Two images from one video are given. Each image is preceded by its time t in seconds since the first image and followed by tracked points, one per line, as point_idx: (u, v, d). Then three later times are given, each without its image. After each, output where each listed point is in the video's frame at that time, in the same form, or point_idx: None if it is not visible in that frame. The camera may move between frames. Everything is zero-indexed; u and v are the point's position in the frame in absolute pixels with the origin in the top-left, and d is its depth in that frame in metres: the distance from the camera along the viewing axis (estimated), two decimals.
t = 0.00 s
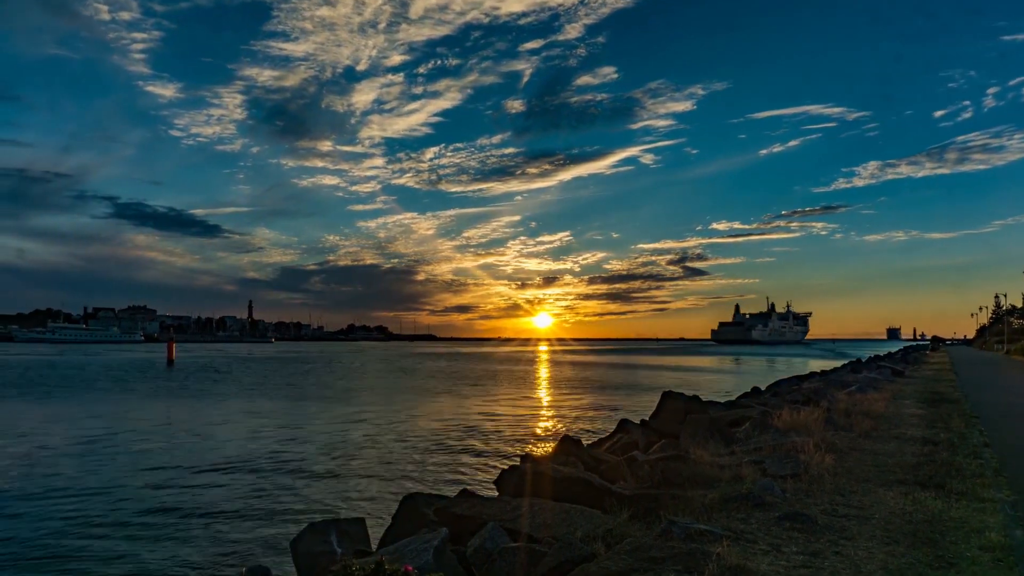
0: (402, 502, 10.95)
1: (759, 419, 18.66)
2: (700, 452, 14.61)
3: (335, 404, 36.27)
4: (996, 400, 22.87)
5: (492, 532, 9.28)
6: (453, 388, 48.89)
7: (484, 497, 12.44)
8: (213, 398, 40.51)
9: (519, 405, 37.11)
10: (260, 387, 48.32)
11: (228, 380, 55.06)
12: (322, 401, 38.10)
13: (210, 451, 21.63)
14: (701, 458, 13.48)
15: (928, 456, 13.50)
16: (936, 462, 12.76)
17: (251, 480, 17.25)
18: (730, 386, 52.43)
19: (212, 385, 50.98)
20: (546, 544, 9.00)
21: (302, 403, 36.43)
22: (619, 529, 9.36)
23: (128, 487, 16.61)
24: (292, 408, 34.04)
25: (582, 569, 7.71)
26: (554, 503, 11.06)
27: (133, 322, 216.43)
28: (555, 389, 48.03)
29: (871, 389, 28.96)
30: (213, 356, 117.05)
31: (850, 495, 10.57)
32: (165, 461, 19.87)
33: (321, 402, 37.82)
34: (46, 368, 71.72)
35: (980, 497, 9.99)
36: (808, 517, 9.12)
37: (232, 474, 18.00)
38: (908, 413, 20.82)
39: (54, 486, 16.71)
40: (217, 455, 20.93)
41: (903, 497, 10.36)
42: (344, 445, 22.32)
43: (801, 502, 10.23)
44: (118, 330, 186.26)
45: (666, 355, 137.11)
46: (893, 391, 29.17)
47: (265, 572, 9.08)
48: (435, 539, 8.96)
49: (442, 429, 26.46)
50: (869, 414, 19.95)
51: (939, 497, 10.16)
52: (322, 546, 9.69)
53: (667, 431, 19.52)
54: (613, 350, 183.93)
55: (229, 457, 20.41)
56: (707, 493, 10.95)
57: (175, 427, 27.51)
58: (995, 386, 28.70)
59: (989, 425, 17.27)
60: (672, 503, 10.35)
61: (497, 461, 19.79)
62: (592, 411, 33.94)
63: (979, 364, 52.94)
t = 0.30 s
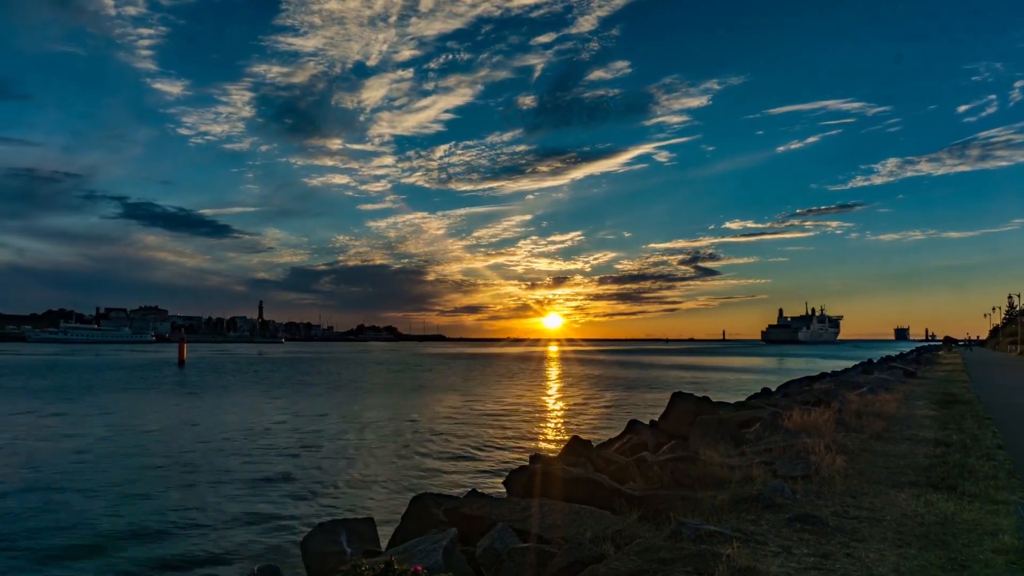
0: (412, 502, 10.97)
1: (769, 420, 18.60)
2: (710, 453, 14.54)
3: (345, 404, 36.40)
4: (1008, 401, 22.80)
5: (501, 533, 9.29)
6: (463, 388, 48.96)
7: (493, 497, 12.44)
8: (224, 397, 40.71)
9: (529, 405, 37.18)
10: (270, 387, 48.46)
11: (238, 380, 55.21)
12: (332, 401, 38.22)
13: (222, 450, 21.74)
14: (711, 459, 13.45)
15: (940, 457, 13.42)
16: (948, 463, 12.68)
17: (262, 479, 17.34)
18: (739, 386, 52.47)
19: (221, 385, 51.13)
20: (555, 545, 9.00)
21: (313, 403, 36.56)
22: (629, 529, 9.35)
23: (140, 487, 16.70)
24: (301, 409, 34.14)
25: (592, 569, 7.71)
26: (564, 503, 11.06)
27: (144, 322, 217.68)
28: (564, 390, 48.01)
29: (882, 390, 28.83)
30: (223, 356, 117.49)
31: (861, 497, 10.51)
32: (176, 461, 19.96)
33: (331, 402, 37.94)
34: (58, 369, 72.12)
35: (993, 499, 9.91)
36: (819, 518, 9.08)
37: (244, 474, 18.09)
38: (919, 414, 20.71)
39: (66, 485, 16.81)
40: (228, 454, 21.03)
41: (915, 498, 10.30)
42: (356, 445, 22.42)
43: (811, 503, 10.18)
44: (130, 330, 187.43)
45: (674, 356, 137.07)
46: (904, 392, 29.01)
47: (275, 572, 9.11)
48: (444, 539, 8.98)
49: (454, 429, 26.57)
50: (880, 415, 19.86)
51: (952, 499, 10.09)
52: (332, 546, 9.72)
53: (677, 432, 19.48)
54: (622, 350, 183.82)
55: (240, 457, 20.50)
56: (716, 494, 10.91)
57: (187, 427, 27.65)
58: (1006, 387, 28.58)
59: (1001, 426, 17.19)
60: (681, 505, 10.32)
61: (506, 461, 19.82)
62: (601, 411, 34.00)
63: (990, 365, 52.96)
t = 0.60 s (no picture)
0: (420, 502, 10.99)
1: (779, 421, 18.51)
2: (719, 455, 14.48)
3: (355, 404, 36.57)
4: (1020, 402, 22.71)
5: (509, 533, 9.28)
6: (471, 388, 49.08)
7: (502, 497, 12.43)
8: (235, 397, 40.93)
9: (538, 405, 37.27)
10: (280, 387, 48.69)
11: (247, 380, 55.41)
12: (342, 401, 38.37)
13: (233, 450, 21.85)
14: (720, 460, 13.40)
15: (951, 459, 13.33)
16: (960, 465, 12.59)
17: (271, 479, 17.42)
18: (748, 386, 52.52)
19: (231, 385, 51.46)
20: (564, 546, 8.98)
21: (323, 403, 36.72)
22: (638, 530, 9.33)
23: (151, 486, 16.79)
24: (309, 408, 34.27)
25: (601, 570, 7.69)
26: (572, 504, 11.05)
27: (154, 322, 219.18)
28: (574, 390, 48.06)
29: (893, 391, 28.59)
30: (233, 355, 118.14)
31: (871, 498, 10.44)
32: (186, 460, 20.09)
33: (341, 402, 38.10)
34: (70, 368, 72.79)
35: (1005, 501, 9.83)
36: (829, 520, 9.03)
37: (254, 473, 18.17)
38: (931, 415, 20.53)
39: (77, 484, 16.94)
40: (239, 454, 21.13)
41: (926, 500, 10.23)
42: (366, 445, 22.51)
43: (821, 504, 10.12)
44: (141, 330, 188.83)
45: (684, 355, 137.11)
46: (916, 393, 28.73)
47: (283, 571, 9.15)
48: (452, 539, 8.99)
49: (464, 429, 26.65)
50: (891, 416, 19.76)
51: (963, 501, 10.02)
52: (341, 546, 9.74)
53: (685, 432, 19.41)
54: (631, 350, 183.90)
55: (250, 456, 20.60)
56: (726, 495, 10.86)
57: (199, 426, 27.84)
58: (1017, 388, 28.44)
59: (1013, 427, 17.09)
60: (691, 506, 10.28)
61: (514, 462, 19.80)
62: (611, 411, 34.05)
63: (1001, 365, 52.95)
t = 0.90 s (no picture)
0: (429, 503, 11.00)
1: (789, 422, 18.40)
2: (729, 456, 14.39)
3: (365, 404, 36.68)
4: None
5: (519, 534, 9.28)
6: (481, 388, 49.14)
7: (511, 497, 12.40)
8: (245, 397, 41.13)
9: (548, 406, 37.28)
10: (290, 387, 48.84)
11: (258, 381, 55.63)
12: (352, 401, 38.51)
13: (244, 450, 21.97)
14: (730, 461, 13.34)
15: (964, 460, 13.21)
16: (973, 467, 12.47)
17: (281, 479, 17.47)
18: (760, 387, 52.33)
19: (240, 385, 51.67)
20: (574, 546, 8.99)
21: (333, 404, 36.86)
22: (647, 531, 9.30)
23: (162, 486, 16.90)
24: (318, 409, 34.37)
25: (609, 571, 7.69)
26: (582, 505, 11.04)
27: (166, 322, 220.63)
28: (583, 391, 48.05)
29: (905, 393, 28.34)
30: (243, 355, 118.67)
31: (883, 500, 10.36)
32: (196, 460, 20.18)
33: (351, 402, 38.26)
34: (82, 368, 73.33)
35: (1019, 504, 9.74)
36: (840, 522, 8.98)
37: (265, 473, 18.25)
38: (943, 417, 20.37)
39: (87, 484, 17.06)
40: (250, 454, 21.23)
41: (939, 502, 10.14)
42: (375, 445, 22.60)
43: (832, 506, 10.06)
44: (153, 330, 190.34)
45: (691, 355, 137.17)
46: (928, 394, 28.47)
47: (293, 571, 9.17)
48: (462, 539, 9.02)
49: (473, 429, 26.71)
50: (903, 417, 19.61)
51: (977, 503, 9.92)
52: (350, 546, 9.77)
53: (695, 434, 19.34)
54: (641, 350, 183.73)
55: (261, 456, 20.69)
56: (736, 496, 10.81)
57: (210, 426, 27.96)
58: None
59: None
60: (701, 507, 10.25)
61: (522, 462, 19.77)
62: (621, 412, 34.05)
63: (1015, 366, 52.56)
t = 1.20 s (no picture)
0: (437, 503, 10.99)
1: (799, 423, 18.31)
2: (739, 457, 14.33)
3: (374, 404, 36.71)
4: None
5: (527, 534, 9.27)
6: (490, 389, 49.10)
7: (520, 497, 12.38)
8: (254, 397, 41.25)
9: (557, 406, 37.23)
10: (299, 387, 48.96)
11: (267, 381, 55.75)
12: (360, 401, 38.52)
13: (253, 449, 22.03)
14: (740, 462, 13.28)
15: (977, 462, 13.10)
16: (986, 468, 12.38)
17: (289, 479, 17.49)
18: (770, 387, 52.12)
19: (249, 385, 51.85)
20: (582, 547, 8.98)
21: (342, 404, 36.91)
22: (656, 532, 9.27)
23: (171, 485, 16.98)
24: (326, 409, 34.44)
25: (618, 572, 7.68)
26: (590, 505, 11.03)
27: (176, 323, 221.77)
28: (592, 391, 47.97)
29: (917, 394, 28.14)
30: (252, 355, 119.11)
31: (894, 502, 10.30)
32: (204, 460, 20.23)
33: (360, 402, 38.28)
34: (93, 369, 73.78)
35: None
36: (851, 523, 8.92)
37: (273, 473, 18.31)
38: (955, 418, 20.22)
39: (97, 483, 17.15)
40: (258, 454, 21.29)
41: (951, 504, 10.06)
42: (383, 445, 22.63)
43: (843, 507, 10.00)
44: (164, 330, 191.39)
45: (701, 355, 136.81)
46: (939, 395, 28.26)
47: (301, 571, 9.19)
48: (470, 539, 9.02)
49: (482, 430, 26.70)
50: (915, 418, 19.48)
51: (990, 505, 9.84)
52: (359, 545, 9.79)
53: (704, 434, 19.27)
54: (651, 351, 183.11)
55: (269, 456, 20.75)
56: (745, 497, 10.77)
57: (219, 426, 28.04)
58: None
59: None
60: (710, 508, 10.22)
61: (530, 463, 19.72)
62: (630, 413, 33.98)
63: None
